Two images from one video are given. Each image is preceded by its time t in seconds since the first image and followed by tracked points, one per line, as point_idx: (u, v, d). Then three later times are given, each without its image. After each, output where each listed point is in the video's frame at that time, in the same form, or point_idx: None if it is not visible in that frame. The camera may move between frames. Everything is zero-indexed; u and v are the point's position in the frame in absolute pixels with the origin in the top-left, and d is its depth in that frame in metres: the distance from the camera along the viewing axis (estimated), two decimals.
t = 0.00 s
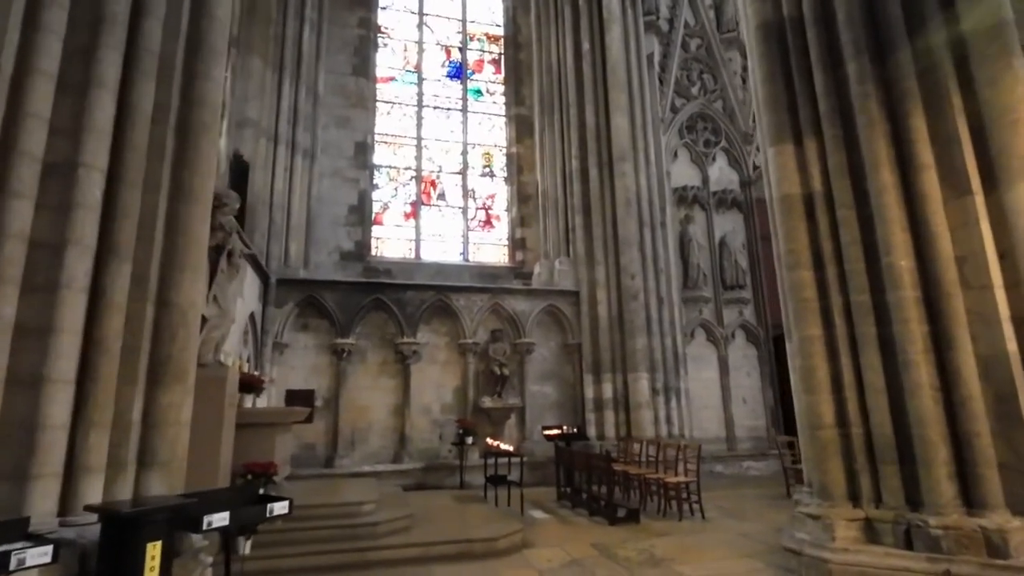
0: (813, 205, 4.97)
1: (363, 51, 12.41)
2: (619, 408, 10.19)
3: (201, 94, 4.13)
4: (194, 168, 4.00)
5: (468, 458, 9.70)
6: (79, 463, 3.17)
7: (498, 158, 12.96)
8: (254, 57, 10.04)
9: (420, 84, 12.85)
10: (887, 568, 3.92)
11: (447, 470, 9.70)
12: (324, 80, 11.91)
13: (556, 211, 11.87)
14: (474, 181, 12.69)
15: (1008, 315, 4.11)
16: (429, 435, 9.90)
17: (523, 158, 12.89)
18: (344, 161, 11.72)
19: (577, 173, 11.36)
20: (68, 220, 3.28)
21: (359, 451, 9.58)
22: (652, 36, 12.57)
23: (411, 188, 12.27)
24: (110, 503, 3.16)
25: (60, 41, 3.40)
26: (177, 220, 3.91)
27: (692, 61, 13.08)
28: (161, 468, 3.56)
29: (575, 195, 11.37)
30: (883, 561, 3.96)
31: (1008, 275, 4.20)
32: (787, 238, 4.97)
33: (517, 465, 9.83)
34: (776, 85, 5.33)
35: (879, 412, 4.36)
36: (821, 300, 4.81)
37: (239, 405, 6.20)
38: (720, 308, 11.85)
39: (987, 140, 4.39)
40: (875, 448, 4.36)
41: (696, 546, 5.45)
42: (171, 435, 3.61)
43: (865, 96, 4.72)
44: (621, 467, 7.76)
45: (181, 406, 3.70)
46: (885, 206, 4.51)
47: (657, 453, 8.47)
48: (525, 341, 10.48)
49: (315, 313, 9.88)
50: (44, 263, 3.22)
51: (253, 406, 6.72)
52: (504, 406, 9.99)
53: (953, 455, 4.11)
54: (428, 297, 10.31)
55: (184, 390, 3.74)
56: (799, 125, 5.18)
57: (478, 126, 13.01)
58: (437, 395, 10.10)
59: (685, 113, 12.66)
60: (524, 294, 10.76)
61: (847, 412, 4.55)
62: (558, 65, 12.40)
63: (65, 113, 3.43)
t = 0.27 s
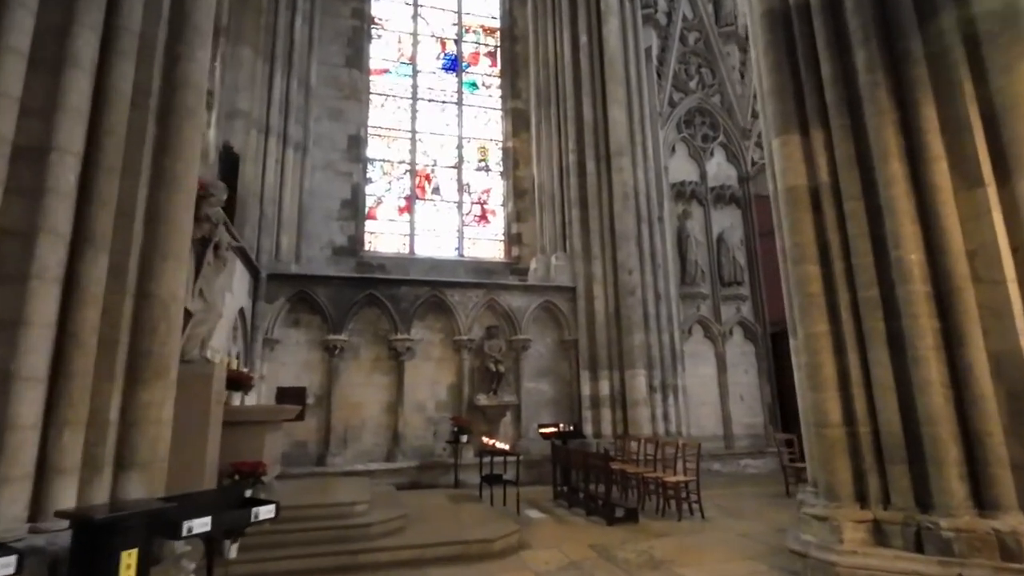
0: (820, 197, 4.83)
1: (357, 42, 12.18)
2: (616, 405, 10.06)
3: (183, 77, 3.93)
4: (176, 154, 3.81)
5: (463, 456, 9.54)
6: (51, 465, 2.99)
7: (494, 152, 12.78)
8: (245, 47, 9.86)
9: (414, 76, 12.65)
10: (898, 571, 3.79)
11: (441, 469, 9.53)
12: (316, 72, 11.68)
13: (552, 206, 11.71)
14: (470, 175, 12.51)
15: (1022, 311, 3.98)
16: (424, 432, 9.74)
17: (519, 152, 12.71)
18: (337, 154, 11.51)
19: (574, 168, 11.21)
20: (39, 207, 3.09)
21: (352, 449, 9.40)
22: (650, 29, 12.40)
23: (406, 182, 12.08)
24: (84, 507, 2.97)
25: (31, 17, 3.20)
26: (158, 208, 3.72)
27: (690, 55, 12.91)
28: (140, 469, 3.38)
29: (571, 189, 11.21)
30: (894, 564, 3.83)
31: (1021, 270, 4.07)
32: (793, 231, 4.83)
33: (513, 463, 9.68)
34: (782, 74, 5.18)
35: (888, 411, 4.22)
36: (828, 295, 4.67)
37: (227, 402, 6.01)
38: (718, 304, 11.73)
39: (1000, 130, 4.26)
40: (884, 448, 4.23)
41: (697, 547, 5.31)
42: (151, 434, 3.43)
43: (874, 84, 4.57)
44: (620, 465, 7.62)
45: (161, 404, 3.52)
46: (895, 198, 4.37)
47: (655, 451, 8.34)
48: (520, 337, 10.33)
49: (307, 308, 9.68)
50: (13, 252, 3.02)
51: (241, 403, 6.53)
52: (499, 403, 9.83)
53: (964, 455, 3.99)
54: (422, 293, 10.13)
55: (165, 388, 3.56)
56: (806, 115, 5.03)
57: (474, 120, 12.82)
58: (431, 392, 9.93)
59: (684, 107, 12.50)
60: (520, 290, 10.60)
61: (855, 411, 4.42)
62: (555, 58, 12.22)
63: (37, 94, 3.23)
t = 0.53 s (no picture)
0: (829, 187, 4.65)
1: (350, 32, 11.94)
2: (614, 402, 9.90)
3: (162, 55, 3.71)
4: (154, 137, 3.59)
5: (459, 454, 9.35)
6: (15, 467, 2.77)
7: (490, 145, 12.57)
8: (235, 36, 9.67)
9: (409, 67, 12.42)
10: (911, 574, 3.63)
11: (436, 467, 9.35)
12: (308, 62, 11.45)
13: (549, 199, 11.52)
14: (466, 168, 12.30)
15: None
16: (418, 430, 9.54)
17: (516, 145, 12.51)
18: (330, 146, 11.28)
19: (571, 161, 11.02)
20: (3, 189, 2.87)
21: (345, 447, 9.20)
22: (649, 20, 12.21)
23: (400, 175, 11.86)
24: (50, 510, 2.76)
25: None
26: (135, 194, 3.51)
27: (690, 47, 12.72)
28: (115, 471, 3.18)
29: (569, 182, 11.02)
30: (907, 566, 3.67)
31: None
32: (801, 221, 4.66)
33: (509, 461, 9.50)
34: (789, 59, 4.99)
35: (901, 408, 4.06)
36: (837, 288, 4.50)
37: (214, 399, 5.80)
38: (717, 300, 11.58)
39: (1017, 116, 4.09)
40: (896, 446, 4.07)
41: (701, 549, 5.15)
42: (124, 433, 3.22)
43: (886, 68, 4.39)
44: (619, 464, 7.45)
45: (138, 401, 3.31)
46: (908, 187, 4.20)
47: (654, 449, 8.17)
48: (517, 333, 10.14)
49: (299, 303, 9.47)
50: None
51: (228, 400, 6.31)
52: (496, 400, 9.65)
53: (981, 454, 3.83)
54: (417, 288, 9.93)
55: (142, 384, 3.36)
56: (814, 102, 4.85)
57: (469, 112, 12.60)
58: (426, 389, 9.74)
59: (682, 100, 12.31)
60: (517, 285, 10.41)
61: (866, 408, 4.26)
62: (552, 49, 12.01)
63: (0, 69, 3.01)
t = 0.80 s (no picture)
0: (842, 173, 4.46)
1: (347, 24, 11.73)
2: (616, 398, 9.72)
3: (142, 32, 3.52)
4: (133, 117, 3.40)
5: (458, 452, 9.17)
6: None
7: (489, 138, 12.38)
8: (229, 25, 9.51)
9: (407, 59, 12.21)
10: None
11: (434, 465, 9.17)
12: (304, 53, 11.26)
13: (549, 193, 11.32)
14: (465, 162, 12.10)
15: None
16: (416, 427, 9.37)
17: (515, 138, 12.31)
18: (327, 139, 11.08)
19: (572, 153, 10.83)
20: None
21: (342, 444, 9.03)
22: (651, 11, 12.00)
23: (398, 168, 11.67)
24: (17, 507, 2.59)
25: None
26: (113, 178, 3.32)
27: (693, 38, 12.51)
28: (90, 469, 3.00)
29: (570, 175, 10.83)
30: (926, 568, 3.49)
31: None
32: (812, 208, 4.47)
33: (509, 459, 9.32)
34: (799, 40, 4.80)
35: (918, 402, 3.88)
36: (851, 278, 4.31)
37: (204, 395, 5.62)
38: (720, 295, 11.38)
39: None
40: (913, 442, 3.89)
41: (707, 549, 4.97)
42: (101, 428, 3.05)
43: (903, 48, 4.19)
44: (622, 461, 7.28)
45: (116, 395, 3.14)
46: (926, 171, 4.01)
47: (657, 447, 7.99)
48: (517, 329, 9.96)
49: (294, 298, 9.29)
50: None
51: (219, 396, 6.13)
52: (495, 397, 9.47)
53: (1003, 450, 3.65)
54: (415, 282, 9.75)
55: (120, 378, 3.18)
56: (826, 84, 4.66)
57: (469, 105, 12.41)
58: (424, 385, 9.56)
59: (685, 92, 12.10)
60: (517, 280, 10.22)
61: (881, 403, 4.08)
62: (553, 40, 11.81)
63: None
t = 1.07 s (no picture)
0: (859, 162, 4.26)
1: (348, 19, 11.58)
2: (622, 398, 9.53)
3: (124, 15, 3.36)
4: (114, 104, 3.24)
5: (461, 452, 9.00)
6: None
7: (493, 134, 12.19)
8: (227, 19, 9.47)
9: (409, 54, 12.04)
10: None
11: (437, 466, 9.00)
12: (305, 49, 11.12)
13: (554, 188, 11.13)
14: (468, 158, 11.92)
15: None
16: (419, 427, 9.21)
17: (519, 134, 12.13)
18: (327, 135, 10.93)
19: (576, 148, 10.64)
20: None
21: (343, 445, 8.88)
22: (657, 4, 11.79)
23: (400, 165, 11.50)
24: None
25: None
26: (93, 166, 3.16)
27: (699, 32, 12.29)
28: (67, 475, 2.84)
29: (574, 171, 10.64)
30: None
31: None
32: (827, 200, 4.26)
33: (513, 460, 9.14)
34: (814, 25, 4.59)
35: (942, 403, 3.68)
36: (870, 272, 4.11)
37: (197, 396, 5.47)
38: (728, 292, 11.17)
39: None
40: (937, 444, 3.69)
41: (717, 555, 4.78)
42: (80, 432, 2.89)
43: (924, 30, 3.98)
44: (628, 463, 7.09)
45: (95, 397, 2.98)
46: (950, 159, 3.80)
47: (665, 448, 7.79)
48: (521, 327, 9.79)
49: (294, 296, 9.14)
50: None
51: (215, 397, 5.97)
52: (499, 397, 9.29)
53: None
54: (417, 280, 9.58)
55: (100, 379, 3.01)
56: (842, 70, 4.45)
57: (472, 100, 12.23)
58: (426, 385, 9.40)
59: (692, 86, 11.88)
60: (520, 277, 10.04)
61: (902, 403, 3.88)
62: (557, 34, 11.61)
63: None
